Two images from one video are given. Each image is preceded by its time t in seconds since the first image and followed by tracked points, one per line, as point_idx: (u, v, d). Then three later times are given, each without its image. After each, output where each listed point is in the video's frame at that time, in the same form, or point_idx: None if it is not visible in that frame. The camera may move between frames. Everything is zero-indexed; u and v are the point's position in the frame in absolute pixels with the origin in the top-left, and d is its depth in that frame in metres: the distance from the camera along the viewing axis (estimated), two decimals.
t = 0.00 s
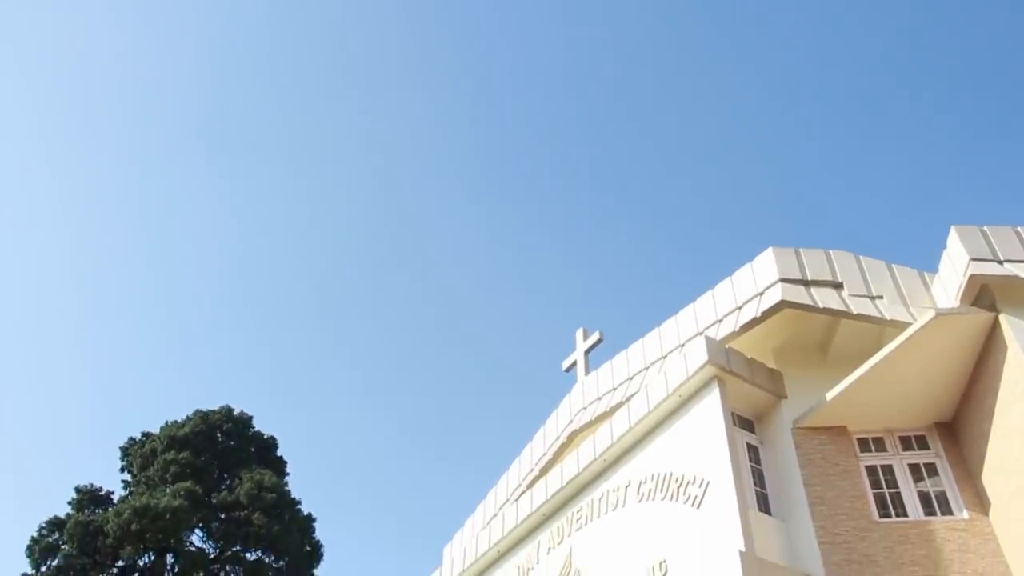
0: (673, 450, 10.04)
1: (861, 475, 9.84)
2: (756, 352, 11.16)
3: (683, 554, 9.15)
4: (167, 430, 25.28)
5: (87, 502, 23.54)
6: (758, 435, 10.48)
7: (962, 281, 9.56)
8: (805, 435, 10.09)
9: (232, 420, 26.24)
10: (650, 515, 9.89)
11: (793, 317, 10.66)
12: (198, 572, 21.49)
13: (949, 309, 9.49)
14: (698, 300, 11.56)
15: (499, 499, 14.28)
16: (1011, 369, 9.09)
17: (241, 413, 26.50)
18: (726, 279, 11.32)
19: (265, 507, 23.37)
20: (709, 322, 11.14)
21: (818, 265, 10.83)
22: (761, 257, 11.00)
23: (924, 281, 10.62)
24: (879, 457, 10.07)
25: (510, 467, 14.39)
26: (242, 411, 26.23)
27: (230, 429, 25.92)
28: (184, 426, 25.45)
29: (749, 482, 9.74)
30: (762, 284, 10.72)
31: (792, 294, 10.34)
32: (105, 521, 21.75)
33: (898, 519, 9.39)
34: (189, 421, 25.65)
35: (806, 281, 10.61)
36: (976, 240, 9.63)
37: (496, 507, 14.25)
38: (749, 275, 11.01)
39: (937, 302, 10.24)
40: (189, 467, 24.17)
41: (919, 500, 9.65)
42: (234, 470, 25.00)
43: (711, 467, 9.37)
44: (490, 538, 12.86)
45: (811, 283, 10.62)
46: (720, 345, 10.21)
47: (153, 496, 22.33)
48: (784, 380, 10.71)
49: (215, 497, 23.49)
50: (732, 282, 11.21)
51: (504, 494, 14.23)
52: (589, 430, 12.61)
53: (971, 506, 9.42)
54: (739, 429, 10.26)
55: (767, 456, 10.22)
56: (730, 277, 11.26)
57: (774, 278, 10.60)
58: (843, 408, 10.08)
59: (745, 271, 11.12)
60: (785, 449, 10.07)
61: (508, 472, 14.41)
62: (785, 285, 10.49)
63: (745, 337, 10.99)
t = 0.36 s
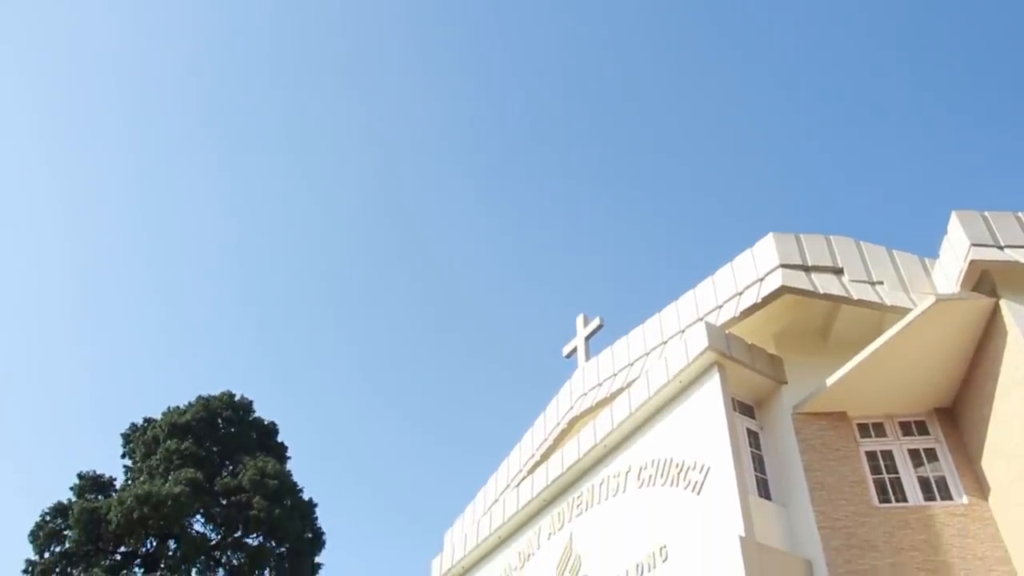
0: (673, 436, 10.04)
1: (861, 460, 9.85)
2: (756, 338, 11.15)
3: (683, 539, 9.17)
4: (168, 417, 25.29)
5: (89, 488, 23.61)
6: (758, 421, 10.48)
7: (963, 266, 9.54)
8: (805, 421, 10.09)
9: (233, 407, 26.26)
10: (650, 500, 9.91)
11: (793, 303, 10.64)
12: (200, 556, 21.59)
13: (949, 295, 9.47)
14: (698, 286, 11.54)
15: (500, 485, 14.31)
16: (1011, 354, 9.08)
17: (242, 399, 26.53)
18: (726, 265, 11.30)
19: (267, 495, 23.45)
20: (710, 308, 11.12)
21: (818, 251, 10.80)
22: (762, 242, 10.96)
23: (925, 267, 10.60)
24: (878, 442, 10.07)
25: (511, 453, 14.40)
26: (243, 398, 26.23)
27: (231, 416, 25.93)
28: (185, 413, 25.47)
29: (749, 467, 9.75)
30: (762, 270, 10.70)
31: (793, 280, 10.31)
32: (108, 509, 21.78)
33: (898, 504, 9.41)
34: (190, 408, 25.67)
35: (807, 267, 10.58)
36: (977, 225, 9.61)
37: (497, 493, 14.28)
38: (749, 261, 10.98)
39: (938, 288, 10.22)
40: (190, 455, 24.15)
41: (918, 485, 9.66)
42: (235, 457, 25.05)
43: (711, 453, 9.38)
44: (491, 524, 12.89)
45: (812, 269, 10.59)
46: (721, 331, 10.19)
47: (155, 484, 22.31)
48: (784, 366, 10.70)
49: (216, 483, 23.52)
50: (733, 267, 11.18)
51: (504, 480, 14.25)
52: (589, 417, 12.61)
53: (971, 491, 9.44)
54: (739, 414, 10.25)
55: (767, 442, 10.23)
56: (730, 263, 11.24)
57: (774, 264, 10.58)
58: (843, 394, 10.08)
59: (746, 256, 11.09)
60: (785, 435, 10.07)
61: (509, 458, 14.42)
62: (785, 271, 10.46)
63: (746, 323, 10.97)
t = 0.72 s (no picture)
0: (674, 423, 10.05)
1: (860, 447, 9.86)
2: (757, 325, 11.14)
3: (683, 526, 9.20)
4: (170, 405, 25.32)
5: (92, 475, 23.67)
6: (758, 407, 10.48)
7: (963, 253, 9.52)
8: (805, 408, 10.10)
9: (235, 394, 26.25)
10: (650, 486, 9.93)
11: (793, 290, 10.63)
12: (200, 544, 21.75)
13: (950, 283, 9.45)
14: (698, 274, 11.53)
15: (500, 472, 14.34)
16: (1011, 342, 9.07)
17: (244, 386, 26.56)
18: (727, 252, 11.28)
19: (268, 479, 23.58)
20: (710, 295, 11.11)
21: (819, 238, 10.79)
22: (762, 229, 10.94)
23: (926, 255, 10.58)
24: (878, 429, 10.08)
25: (511, 440, 14.42)
26: (244, 385, 26.25)
27: (232, 404, 25.94)
28: (187, 401, 25.50)
29: (749, 454, 9.76)
30: (762, 257, 10.68)
31: (793, 267, 10.29)
32: (111, 495, 21.84)
33: (898, 491, 9.43)
34: (191, 396, 25.70)
35: (807, 254, 10.57)
36: (977, 212, 9.61)
37: (498, 480, 14.31)
38: (750, 248, 10.97)
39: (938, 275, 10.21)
40: (193, 442, 24.21)
41: (918, 472, 9.68)
42: (236, 445, 25.11)
43: (711, 440, 9.39)
44: (492, 511, 12.92)
45: (812, 256, 10.57)
46: (721, 318, 10.18)
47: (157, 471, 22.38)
48: (784, 353, 10.70)
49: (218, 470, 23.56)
50: (733, 254, 11.17)
51: (505, 467, 14.28)
52: (590, 403, 12.63)
53: (970, 477, 9.45)
54: (739, 401, 10.26)
55: (767, 428, 10.24)
56: (731, 251, 11.22)
57: (775, 251, 10.56)
58: (843, 381, 10.08)
59: (746, 243, 11.07)
60: (785, 421, 10.08)
61: (509, 445, 14.44)
62: (786, 258, 10.44)
63: (746, 310, 10.96)
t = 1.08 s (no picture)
0: (674, 407, 10.05)
1: (860, 430, 9.87)
2: (757, 309, 11.12)
3: (683, 509, 9.22)
4: (171, 390, 25.34)
5: (93, 461, 23.72)
6: (758, 391, 10.48)
7: (965, 237, 9.49)
8: (806, 392, 10.09)
9: (236, 379, 26.27)
10: (650, 470, 9.94)
11: (794, 274, 10.60)
12: (201, 529, 21.89)
13: (950, 267, 9.42)
14: (699, 257, 11.49)
15: (502, 455, 14.34)
16: (1012, 325, 9.05)
17: (245, 371, 26.57)
18: (727, 236, 11.24)
19: (268, 464, 23.57)
20: (710, 279, 11.08)
21: (820, 222, 10.75)
22: (763, 213, 10.90)
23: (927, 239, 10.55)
24: (878, 413, 10.08)
25: (511, 425, 14.43)
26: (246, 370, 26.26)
27: (233, 388, 25.97)
28: (188, 385, 25.52)
29: (749, 438, 9.76)
30: (763, 240, 10.65)
31: (794, 251, 10.26)
32: (112, 480, 21.90)
33: (897, 474, 9.44)
34: (192, 381, 25.72)
35: (808, 237, 10.53)
36: (978, 195, 9.58)
37: (499, 463, 14.32)
38: (751, 232, 10.93)
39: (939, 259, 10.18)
40: (194, 427, 24.25)
41: (917, 455, 9.68)
42: (238, 430, 25.14)
43: (711, 423, 9.39)
44: (492, 494, 12.95)
45: (813, 240, 10.54)
46: (721, 302, 10.15)
47: (158, 455, 22.44)
48: (785, 337, 10.68)
49: (219, 456, 23.62)
50: (734, 238, 11.13)
51: (506, 451, 14.28)
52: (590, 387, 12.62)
53: (970, 461, 9.46)
54: (739, 385, 10.25)
55: (767, 412, 10.23)
56: (732, 234, 11.18)
57: (776, 234, 10.52)
58: (843, 365, 10.07)
59: (746, 227, 11.03)
60: (785, 405, 10.08)
61: (510, 429, 14.46)
62: (787, 241, 10.40)
63: (746, 293, 10.94)
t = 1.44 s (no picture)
0: (674, 390, 10.04)
1: (860, 414, 9.86)
2: (757, 293, 11.09)
3: (683, 493, 9.23)
4: (171, 375, 25.36)
5: (94, 446, 23.76)
6: (758, 375, 10.46)
7: (965, 220, 9.46)
8: (806, 376, 10.08)
9: (236, 364, 26.29)
10: (650, 453, 9.95)
11: (794, 258, 10.56)
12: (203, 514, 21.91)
13: (950, 250, 9.39)
14: (699, 241, 11.45)
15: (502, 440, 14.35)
16: (1012, 309, 9.03)
17: (246, 356, 26.58)
18: (727, 220, 11.20)
19: (268, 449, 23.60)
20: (710, 263, 11.04)
21: (820, 206, 10.70)
22: (763, 197, 10.85)
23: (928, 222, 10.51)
24: (878, 396, 10.07)
25: (511, 409, 14.43)
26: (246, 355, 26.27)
27: (234, 374, 26.00)
28: (189, 371, 25.54)
29: (749, 422, 9.76)
30: (763, 224, 10.60)
31: (794, 235, 10.22)
32: (112, 466, 21.95)
33: (897, 458, 9.44)
34: (193, 366, 25.73)
35: (808, 221, 10.49)
36: (979, 178, 9.55)
37: (499, 447, 14.33)
38: (751, 216, 10.88)
39: (940, 243, 10.15)
40: (194, 412, 24.28)
41: (917, 438, 9.68)
42: (239, 415, 25.17)
43: (711, 407, 9.38)
44: (492, 479, 12.97)
45: (813, 224, 10.49)
46: (721, 285, 10.12)
47: (159, 441, 22.47)
48: (785, 321, 10.65)
49: (221, 440, 23.63)
50: (734, 222, 11.08)
51: (506, 435, 14.29)
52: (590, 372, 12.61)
53: (970, 444, 9.45)
54: (739, 368, 10.23)
55: (767, 396, 10.23)
56: (732, 218, 11.14)
57: (776, 218, 10.48)
58: (843, 348, 10.05)
59: (747, 211, 10.98)
60: (785, 389, 10.07)
61: (510, 413, 14.46)
62: (787, 225, 10.36)
63: (746, 277, 10.91)
